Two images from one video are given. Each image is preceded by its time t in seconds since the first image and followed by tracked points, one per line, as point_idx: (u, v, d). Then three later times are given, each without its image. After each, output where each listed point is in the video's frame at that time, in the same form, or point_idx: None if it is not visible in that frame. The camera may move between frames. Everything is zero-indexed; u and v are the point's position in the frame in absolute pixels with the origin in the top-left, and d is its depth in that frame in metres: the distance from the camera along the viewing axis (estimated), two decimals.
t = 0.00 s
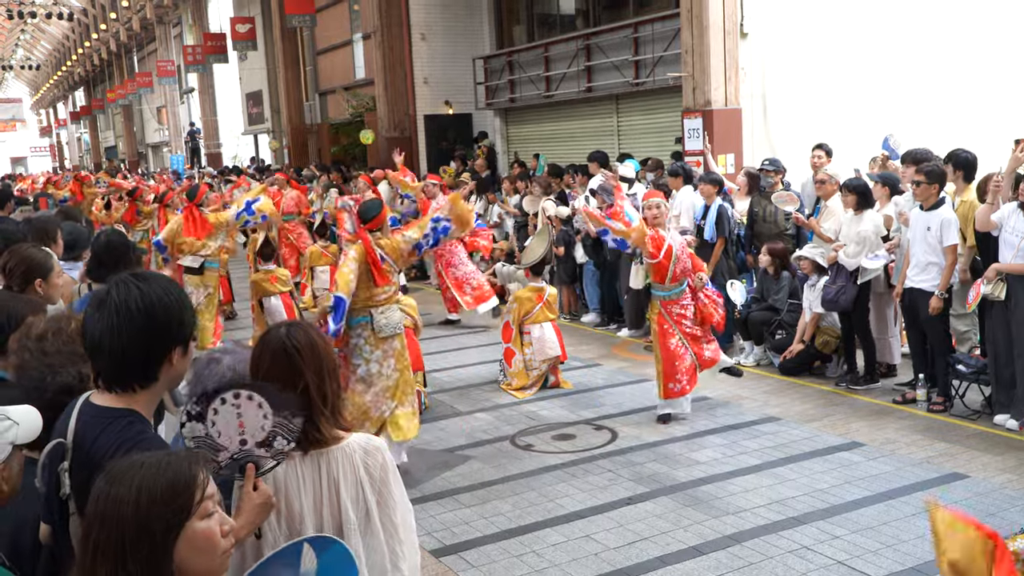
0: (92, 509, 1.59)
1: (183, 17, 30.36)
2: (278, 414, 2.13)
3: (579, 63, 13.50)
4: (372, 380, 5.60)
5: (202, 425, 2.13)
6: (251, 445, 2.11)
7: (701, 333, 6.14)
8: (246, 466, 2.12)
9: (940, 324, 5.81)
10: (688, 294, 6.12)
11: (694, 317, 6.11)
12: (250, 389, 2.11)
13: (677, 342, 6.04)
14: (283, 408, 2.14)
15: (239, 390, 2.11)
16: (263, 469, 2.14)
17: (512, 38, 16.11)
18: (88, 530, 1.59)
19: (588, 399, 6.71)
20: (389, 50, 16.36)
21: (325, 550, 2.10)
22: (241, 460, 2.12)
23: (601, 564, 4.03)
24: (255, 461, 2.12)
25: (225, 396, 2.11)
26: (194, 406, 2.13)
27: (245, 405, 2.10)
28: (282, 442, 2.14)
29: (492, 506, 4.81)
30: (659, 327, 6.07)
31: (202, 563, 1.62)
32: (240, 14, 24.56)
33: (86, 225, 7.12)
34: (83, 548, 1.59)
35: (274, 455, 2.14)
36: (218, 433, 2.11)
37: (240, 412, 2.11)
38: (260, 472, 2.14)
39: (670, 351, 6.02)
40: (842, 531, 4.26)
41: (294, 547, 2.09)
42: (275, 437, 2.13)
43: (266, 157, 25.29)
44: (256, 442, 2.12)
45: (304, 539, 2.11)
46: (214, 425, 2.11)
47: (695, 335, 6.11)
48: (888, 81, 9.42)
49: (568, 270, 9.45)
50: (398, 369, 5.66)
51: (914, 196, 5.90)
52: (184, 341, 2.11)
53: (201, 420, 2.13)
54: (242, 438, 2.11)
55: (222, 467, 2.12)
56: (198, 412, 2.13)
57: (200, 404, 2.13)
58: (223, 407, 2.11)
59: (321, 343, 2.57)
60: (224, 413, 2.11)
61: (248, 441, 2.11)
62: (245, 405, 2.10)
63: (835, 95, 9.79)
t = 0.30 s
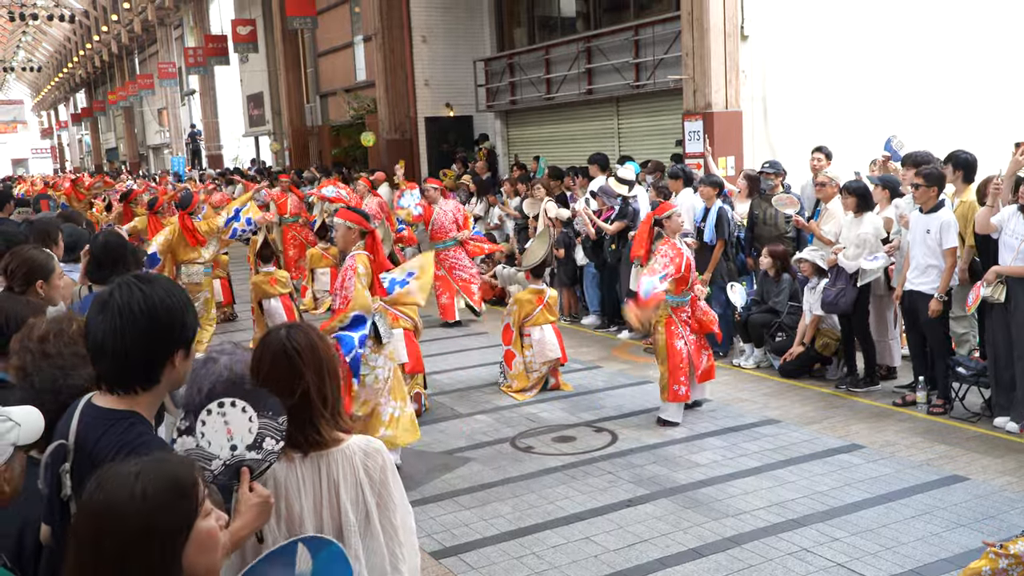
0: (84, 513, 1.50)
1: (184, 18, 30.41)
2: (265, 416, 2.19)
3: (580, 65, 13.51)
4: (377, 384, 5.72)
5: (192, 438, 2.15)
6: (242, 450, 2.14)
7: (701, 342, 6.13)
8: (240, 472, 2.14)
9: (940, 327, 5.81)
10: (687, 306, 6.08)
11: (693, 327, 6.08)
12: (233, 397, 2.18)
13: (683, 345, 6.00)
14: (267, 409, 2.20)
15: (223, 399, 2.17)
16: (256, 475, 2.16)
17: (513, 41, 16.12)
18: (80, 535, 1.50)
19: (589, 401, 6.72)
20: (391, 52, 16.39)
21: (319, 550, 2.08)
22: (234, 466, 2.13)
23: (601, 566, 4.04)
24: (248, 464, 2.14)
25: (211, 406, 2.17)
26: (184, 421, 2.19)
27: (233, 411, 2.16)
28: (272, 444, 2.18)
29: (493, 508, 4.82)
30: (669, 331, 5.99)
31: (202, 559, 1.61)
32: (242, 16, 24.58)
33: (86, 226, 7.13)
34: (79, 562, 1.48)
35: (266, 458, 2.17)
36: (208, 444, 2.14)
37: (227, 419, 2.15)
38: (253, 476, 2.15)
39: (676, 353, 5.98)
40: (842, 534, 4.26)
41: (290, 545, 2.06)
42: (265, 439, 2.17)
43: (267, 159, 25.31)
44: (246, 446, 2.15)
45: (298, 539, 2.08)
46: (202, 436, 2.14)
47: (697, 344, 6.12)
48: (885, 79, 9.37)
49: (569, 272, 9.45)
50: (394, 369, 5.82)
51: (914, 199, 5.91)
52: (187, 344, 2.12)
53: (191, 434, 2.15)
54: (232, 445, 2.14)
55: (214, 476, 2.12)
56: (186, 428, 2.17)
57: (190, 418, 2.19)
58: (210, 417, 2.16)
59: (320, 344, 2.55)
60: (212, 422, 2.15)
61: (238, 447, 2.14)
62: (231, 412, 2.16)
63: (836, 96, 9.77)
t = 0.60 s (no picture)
0: (84, 547, 1.30)
1: (185, 20, 30.44)
2: (287, 411, 2.17)
3: (580, 67, 13.51)
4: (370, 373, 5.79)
5: (209, 420, 2.12)
6: (258, 443, 2.14)
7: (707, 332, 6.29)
8: (252, 464, 2.17)
9: (939, 329, 5.80)
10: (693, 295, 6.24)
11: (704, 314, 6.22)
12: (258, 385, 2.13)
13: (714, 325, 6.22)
14: (291, 406, 2.19)
15: (250, 387, 2.12)
16: (267, 468, 2.19)
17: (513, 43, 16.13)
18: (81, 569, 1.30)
19: (589, 403, 6.73)
20: (391, 54, 16.41)
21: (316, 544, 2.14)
22: (246, 460, 2.16)
23: (601, 568, 4.04)
24: (260, 459, 2.17)
25: (234, 391, 2.11)
26: (204, 399, 2.11)
27: (255, 403, 2.12)
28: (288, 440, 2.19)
29: (493, 510, 4.82)
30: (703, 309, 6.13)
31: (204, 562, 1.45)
32: (242, 18, 24.60)
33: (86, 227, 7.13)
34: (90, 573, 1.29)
35: (280, 455, 2.19)
36: (226, 430, 2.12)
37: (248, 408, 2.12)
38: (265, 471, 2.19)
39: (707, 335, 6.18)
40: (842, 536, 4.26)
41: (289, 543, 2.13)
42: (283, 436, 2.17)
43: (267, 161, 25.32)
44: (263, 440, 2.15)
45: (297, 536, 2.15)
46: (221, 420, 2.11)
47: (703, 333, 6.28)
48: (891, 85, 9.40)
49: (569, 274, 9.45)
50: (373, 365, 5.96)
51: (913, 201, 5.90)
52: (188, 346, 2.12)
53: (209, 416, 2.12)
54: (250, 437, 2.14)
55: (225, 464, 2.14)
56: (204, 406, 2.12)
57: (210, 398, 2.12)
58: (232, 402, 2.11)
59: (322, 346, 2.55)
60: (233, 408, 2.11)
61: (256, 439, 2.14)
62: (254, 402, 2.12)
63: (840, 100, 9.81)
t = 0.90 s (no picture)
0: (94, 556, 1.30)
1: (185, 22, 30.46)
2: (282, 417, 2.19)
3: (580, 70, 13.53)
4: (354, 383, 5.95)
5: (205, 430, 2.14)
6: (254, 448, 2.17)
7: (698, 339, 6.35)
8: (251, 466, 2.21)
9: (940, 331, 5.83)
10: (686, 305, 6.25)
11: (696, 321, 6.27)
12: (250, 395, 2.13)
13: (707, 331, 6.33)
14: (283, 409, 2.21)
15: (239, 398, 2.11)
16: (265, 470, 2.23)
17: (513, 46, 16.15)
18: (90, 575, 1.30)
19: (589, 405, 6.73)
20: (391, 56, 16.43)
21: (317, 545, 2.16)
22: (246, 461, 2.19)
23: (600, 570, 4.04)
24: (258, 461, 2.21)
25: (227, 402, 2.12)
26: (198, 412, 2.14)
27: (248, 412, 2.13)
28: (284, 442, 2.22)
29: (492, 512, 4.82)
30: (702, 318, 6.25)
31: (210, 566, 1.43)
32: (242, 19, 24.62)
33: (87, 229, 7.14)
34: None
35: (277, 455, 2.23)
36: (223, 438, 2.14)
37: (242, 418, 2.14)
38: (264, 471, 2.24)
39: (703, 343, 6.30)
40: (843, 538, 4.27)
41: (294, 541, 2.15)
42: (279, 440, 2.20)
43: (267, 162, 25.34)
44: (259, 445, 2.18)
45: (303, 535, 2.17)
46: (216, 429, 2.13)
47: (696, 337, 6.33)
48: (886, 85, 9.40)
49: (569, 276, 9.45)
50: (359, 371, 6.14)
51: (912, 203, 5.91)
52: (190, 347, 2.14)
53: (204, 425, 2.14)
54: (246, 443, 2.16)
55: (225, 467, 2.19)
56: (200, 417, 2.14)
57: (203, 410, 2.14)
58: (224, 413, 2.12)
59: (326, 347, 2.57)
60: (226, 418, 2.12)
61: (252, 445, 2.17)
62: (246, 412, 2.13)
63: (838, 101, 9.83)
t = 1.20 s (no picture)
0: (94, 558, 1.29)
1: (185, 24, 30.46)
2: (274, 419, 2.20)
3: (580, 72, 13.54)
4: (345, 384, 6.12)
5: (197, 434, 2.15)
6: (247, 450, 2.16)
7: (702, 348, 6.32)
8: (245, 474, 2.17)
9: (939, 334, 5.81)
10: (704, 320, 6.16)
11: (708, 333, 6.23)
12: (240, 394, 2.18)
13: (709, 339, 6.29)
14: (274, 410, 2.21)
15: (229, 397, 2.17)
16: (260, 477, 2.19)
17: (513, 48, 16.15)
18: None
19: (589, 407, 6.72)
20: (391, 58, 16.42)
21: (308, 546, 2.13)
22: (239, 468, 2.15)
23: (600, 572, 4.03)
24: (253, 467, 2.17)
25: (218, 403, 2.17)
26: (189, 416, 2.16)
27: (238, 410, 2.16)
28: (278, 447, 2.20)
29: (492, 514, 4.81)
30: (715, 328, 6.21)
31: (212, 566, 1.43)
32: (242, 21, 24.63)
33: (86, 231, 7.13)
34: None
35: (271, 460, 2.19)
36: (213, 441, 2.15)
37: (233, 418, 2.16)
38: (259, 479, 2.19)
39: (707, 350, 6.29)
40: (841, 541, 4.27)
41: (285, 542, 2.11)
42: (271, 441, 2.18)
43: (267, 164, 25.35)
44: (251, 447, 2.16)
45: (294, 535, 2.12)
46: (207, 432, 2.15)
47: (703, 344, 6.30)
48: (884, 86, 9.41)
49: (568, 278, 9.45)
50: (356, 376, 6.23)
51: (912, 206, 5.90)
52: (189, 346, 2.12)
53: (197, 430, 2.15)
54: (238, 445, 2.15)
55: (218, 477, 2.15)
56: (191, 422, 2.16)
57: (195, 414, 2.17)
58: (216, 415, 2.16)
59: (326, 350, 2.56)
60: (218, 419, 2.15)
61: (244, 447, 2.16)
62: (236, 411, 2.16)
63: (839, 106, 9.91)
